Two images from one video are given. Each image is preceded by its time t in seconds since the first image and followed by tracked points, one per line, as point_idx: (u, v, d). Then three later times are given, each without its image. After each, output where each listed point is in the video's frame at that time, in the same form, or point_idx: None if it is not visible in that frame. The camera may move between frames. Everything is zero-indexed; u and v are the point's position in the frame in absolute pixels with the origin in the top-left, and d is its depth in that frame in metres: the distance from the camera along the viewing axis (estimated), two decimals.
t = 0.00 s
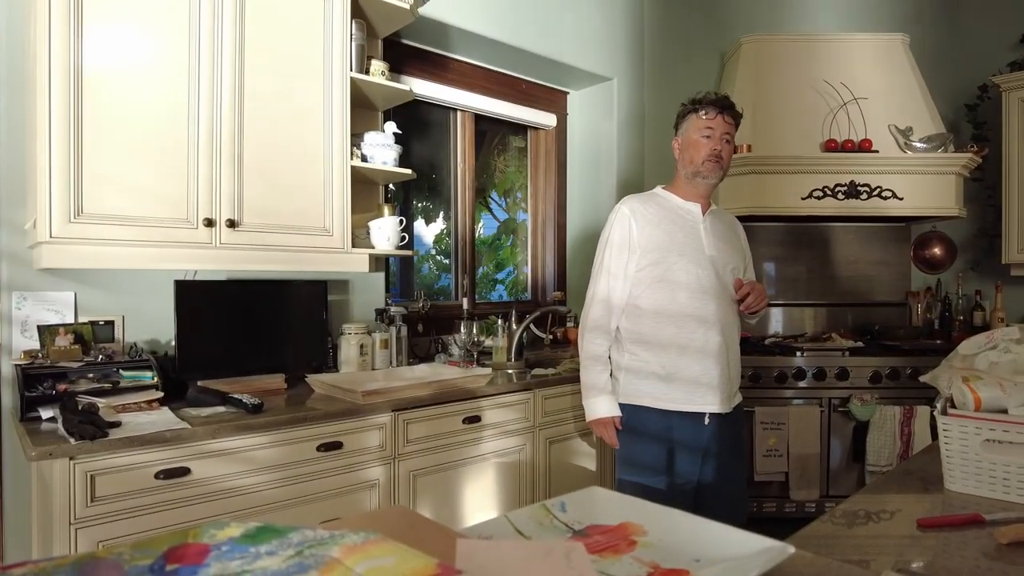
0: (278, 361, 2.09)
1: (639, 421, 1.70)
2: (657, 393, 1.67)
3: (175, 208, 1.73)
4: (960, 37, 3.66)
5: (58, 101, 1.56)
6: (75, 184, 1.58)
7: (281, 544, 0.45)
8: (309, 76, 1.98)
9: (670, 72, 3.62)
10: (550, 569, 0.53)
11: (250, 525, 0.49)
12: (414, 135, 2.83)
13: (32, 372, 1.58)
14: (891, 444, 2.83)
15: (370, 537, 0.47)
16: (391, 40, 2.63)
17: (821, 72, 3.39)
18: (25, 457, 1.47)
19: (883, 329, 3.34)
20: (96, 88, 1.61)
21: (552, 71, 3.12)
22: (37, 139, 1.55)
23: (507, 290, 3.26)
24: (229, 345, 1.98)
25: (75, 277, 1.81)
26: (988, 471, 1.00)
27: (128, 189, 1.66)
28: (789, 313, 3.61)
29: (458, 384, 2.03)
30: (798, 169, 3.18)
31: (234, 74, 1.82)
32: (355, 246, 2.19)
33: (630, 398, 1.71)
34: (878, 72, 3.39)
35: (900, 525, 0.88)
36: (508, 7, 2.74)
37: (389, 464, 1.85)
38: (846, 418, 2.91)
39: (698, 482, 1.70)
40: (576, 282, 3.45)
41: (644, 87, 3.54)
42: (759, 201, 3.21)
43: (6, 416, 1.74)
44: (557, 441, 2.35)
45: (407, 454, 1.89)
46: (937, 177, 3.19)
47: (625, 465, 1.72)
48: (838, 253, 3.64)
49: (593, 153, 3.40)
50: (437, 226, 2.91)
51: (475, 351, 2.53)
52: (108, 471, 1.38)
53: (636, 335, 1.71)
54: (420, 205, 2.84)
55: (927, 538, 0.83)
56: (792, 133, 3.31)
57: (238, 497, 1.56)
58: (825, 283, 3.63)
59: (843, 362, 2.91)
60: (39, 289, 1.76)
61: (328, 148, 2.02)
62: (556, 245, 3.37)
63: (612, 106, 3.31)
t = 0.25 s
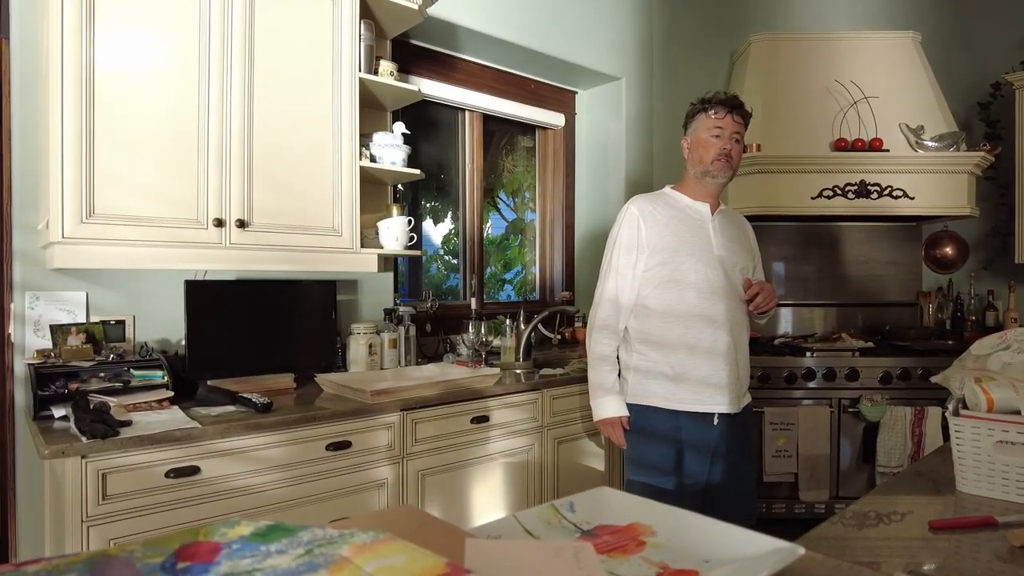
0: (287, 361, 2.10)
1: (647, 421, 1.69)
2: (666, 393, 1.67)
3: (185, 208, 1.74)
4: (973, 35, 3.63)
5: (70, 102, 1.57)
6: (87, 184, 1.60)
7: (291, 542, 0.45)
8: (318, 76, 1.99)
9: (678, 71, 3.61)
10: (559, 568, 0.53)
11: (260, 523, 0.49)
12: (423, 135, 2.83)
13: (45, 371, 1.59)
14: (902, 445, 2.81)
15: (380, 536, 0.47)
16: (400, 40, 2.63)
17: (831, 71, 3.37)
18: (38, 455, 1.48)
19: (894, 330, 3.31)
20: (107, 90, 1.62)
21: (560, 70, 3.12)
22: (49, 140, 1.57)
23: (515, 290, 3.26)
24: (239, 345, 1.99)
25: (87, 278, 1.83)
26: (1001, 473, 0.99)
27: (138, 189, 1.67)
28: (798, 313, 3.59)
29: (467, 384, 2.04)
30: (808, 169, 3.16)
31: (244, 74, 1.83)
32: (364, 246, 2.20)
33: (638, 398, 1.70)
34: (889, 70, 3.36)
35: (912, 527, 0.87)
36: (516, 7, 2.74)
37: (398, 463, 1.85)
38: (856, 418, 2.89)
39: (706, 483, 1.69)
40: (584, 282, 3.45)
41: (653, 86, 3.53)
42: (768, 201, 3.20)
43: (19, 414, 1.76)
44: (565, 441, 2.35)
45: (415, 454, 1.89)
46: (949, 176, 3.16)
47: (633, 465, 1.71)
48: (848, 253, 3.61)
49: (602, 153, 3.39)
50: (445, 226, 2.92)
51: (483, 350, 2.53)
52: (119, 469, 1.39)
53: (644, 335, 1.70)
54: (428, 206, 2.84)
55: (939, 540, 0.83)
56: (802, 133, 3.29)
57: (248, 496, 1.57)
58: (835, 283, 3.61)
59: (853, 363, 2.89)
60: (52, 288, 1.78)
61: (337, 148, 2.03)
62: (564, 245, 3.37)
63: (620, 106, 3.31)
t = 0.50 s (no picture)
0: (295, 360, 2.11)
1: (654, 421, 1.69)
2: (673, 393, 1.67)
3: (193, 208, 1.75)
4: (983, 33, 3.60)
5: (80, 102, 1.58)
6: (97, 184, 1.61)
7: (299, 542, 0.45)
8: (325, 77, 1.99)
9: (685, 71, 3.60)
10: (566, 568, 0.53)
11: (267, 523, 0.49)
12: (429, 135, 2.84)
13: (55, 370, 1.60)
14: (911, 446, 2.79)
15: (387, 536, 0.47)
16: (407, 40, 2.64)
17: (839, 69, 3.35)
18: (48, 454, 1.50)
19: (903, 330, 3.28)
20: (116, 90, 1.63)
21: (566, 70, 3.12)
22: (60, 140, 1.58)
23: (521, 290, 3.26)
24: (246, 344, 2.00)
25: (97, 278, 1.84)
26: (1011, 475, 0.98)
27: (147, 189, 1.68)
28: (806, 313, 3.57)
29: (473, 383, 2.04)
30: (816, 168, 3.14)
31: (252, 75, 1.84)
32: (371, 246, 2.20)
33: (645, 398, 1.70)
34: (897, 69, 3.34)
35: (921, 528, 0.87)
36: (523, 7, 2.74)
37: (404, 463, 1.85)
38: (864, 419, 2.88)
39: (713, 483, 1.69)
40: (591, 282, 3.44)
41: (660, 85, 3.52)
42: (776, 200, 3.18)
43: (29, 414, 1.77)
44: (572, 441, 2.35)
45: (421, 453, 1.90)
46: (958, 175, 3.14)
47: (640, 465, 1.71)
48: (857, 253, 3.60)
49: (609, 153, 3.39)
50: (452, 226, 2.92)
51: (490, 350, 2.53)
52: (128, 468, 1.40)
53: (651, 335, 1.70)
54: (435, 206, 2.85)
55: (949, 542, 0.82)
56: (809, 132, 3.28)
57: (255, 495, 1.58)
58: (844, 283, 3.59)
59: (861, 363, 2.88)
60: (62, 288, 1.79)
61: (344, 148, 2.04)
62: (571, 245, 3.37)
63: (627, 106, 3.30)
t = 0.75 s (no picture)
0: (301, 360, 2.12)
1: (660, 422, 1.68)
2: (678, 394, 1.66)
3: (199, 208, 1.75)
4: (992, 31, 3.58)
5: (87, 102, 1.59)
6: (104, 184, 1.61)
7: (305, 541, 0.45)
8: (331, 77, 2.00)
9: (691, 70, 3.59)
10: (572, 569, 0.53)
11: (273, 522, 0.49)
12: (435, 135, 2.84)
13: (63, 369, 1.61)
14: (918, 446, 2.78)
15: (393, 535, 0.47)
16: (412, 40, 2.64)
17: (846, 68, 3.34)
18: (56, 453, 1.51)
19: (910, 330, 3.26)
20: (123, 90, 1.64)
21: (572, 70, 3.11)
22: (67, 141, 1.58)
23: (527, 289, 3.26)
24: (253, 344, 2.01)
25: (104, 278, 1.85)
26: (1020, 476, 0.98)
27: (153, 189, 1.69)
28: (813, 314, 3.56)
29: (479, 383, 2.04)
30: (822, 167, 3.13)
31: (257, 75, 1.84)
32: (377, 246, 2.20)
33: (650, 398, 1.70)
34: (905, 68, 3.33)
35: (928, 530, 0.86)
36: (528, 6, 2.74)
37: (410, 462, 1.86)
38: (870, 419, 2.86)
39: (719, 484, 1.68)
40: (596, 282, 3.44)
41: (666, 85, 3.51)
42: (782, 200, 3.17)
43: (38, 412, 1.78)
44: (577, 441, 2.35)
45: (427, 453, 1.90)
46: (966, 174, 3.12)
47: (646, 466, 1.70)
48: (864, 253, 3.58)
49: (614, 153, 3.38)
50: (457, 226, 2.92)
51: (495, 350, 2.53)
52: (135, 467, 1.40)
53: (657, 335, 1.69)
54: (441, 206, 2.85)
55: (958, 544, 0.82)
56: (816, 131, 3.27)
57: (261, 495, 1.58)
58: (851, 283, 3.57)
59: (867, 364, 2.86)
60: (70, 288, 1.80)
61: (350, 149, 2.04)
62: (576, 245, 3.36)
63: (633, 105, 3.30)
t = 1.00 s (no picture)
0: (306, 359, 2.12)
1: (664, 422, 1.68)
2: (682, 394, 1.66)
3: (204, 208, 1.76)
4: (999, 29, 3.55)
5: (93, 102, 1.60)
6: (110, 184, 1.62)
7: (309, 540, 0.46)
8: (335, 77, 2.00)
9: (696, 70, 3.59)
10: (576, 569, 0.53)
11: (278, 521, 0.49)
12: (440, 135, 2.84)
13: (69, 369, 1.62)
14: (924, 447, 2.77)
15: (397, 535, 0.47)
16: (417, 40, 2.64)
17: (852, 67, 3.32)
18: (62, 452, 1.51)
19: (916, 330, 3.25)
20: (130, 91, 1.65)
21: (576, 69, 3.11)
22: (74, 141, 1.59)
23: (531, 289, 3.26)
24: (258, 344, 2.01)
25: (110, 278, 1.86)
26: None
27: (159, 190, 1.69)
28: (818, 314, 3.55)
29: (483, 383, 2.04)
30: (828, 167, 3.12)
31: (262, 75, 1.85)
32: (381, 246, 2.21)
33: (654, 398, 1.69)
34: (911, 67, 3.31)
35: (934, 530, 0.86)
36: (533, 6, 2.74)
37: (414, 462, 1.86)
38: (876, 420, 2.85)
39: (724, 484, 1.68)
40: (601, 282, 3.43)
41: (671, 84, 3.51)
42: (787, 200, 3.16)
43: (44, 412, 1.79)
44: (582, 441, 2.35)
45: (431, 453, 1.90)
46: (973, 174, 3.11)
47: (650, 466, 1.70)
48: (870, 252, 3.56)
49: (618, 152, 3.38)
50: (462, 226, 2.92)
51: (499, 350, 2.53)
52: (140, 466, 1.41)
53: (661, 335, 1.69)
54: (445, 206, 2.85)
55: (964, 545, 0.81)
56: (821, 130, 3.26)
57: (266, 494, 1.58)
58: (856, 283, 3.56)
59: (873, 364, 2.85)
60: (75, 288, 1.81)
61: (354, 149, 2.04)
62: (581, 245, 3.36)
63: (637, 105, 3.30)
